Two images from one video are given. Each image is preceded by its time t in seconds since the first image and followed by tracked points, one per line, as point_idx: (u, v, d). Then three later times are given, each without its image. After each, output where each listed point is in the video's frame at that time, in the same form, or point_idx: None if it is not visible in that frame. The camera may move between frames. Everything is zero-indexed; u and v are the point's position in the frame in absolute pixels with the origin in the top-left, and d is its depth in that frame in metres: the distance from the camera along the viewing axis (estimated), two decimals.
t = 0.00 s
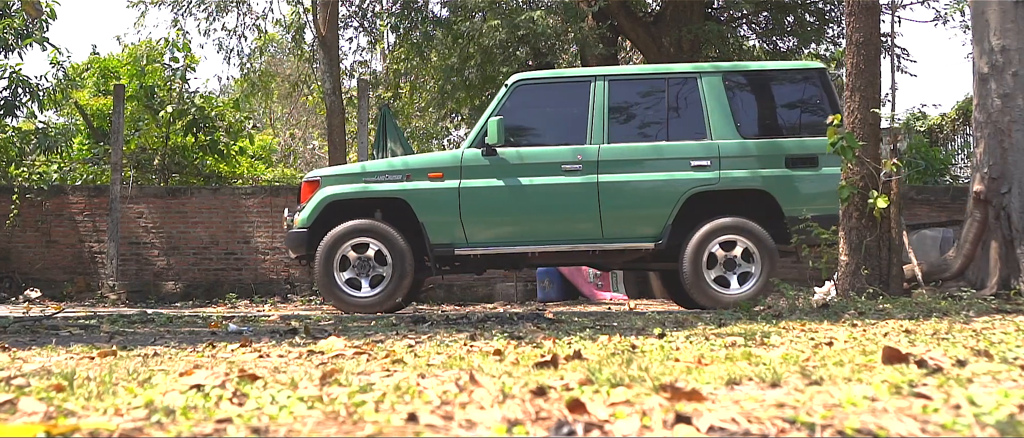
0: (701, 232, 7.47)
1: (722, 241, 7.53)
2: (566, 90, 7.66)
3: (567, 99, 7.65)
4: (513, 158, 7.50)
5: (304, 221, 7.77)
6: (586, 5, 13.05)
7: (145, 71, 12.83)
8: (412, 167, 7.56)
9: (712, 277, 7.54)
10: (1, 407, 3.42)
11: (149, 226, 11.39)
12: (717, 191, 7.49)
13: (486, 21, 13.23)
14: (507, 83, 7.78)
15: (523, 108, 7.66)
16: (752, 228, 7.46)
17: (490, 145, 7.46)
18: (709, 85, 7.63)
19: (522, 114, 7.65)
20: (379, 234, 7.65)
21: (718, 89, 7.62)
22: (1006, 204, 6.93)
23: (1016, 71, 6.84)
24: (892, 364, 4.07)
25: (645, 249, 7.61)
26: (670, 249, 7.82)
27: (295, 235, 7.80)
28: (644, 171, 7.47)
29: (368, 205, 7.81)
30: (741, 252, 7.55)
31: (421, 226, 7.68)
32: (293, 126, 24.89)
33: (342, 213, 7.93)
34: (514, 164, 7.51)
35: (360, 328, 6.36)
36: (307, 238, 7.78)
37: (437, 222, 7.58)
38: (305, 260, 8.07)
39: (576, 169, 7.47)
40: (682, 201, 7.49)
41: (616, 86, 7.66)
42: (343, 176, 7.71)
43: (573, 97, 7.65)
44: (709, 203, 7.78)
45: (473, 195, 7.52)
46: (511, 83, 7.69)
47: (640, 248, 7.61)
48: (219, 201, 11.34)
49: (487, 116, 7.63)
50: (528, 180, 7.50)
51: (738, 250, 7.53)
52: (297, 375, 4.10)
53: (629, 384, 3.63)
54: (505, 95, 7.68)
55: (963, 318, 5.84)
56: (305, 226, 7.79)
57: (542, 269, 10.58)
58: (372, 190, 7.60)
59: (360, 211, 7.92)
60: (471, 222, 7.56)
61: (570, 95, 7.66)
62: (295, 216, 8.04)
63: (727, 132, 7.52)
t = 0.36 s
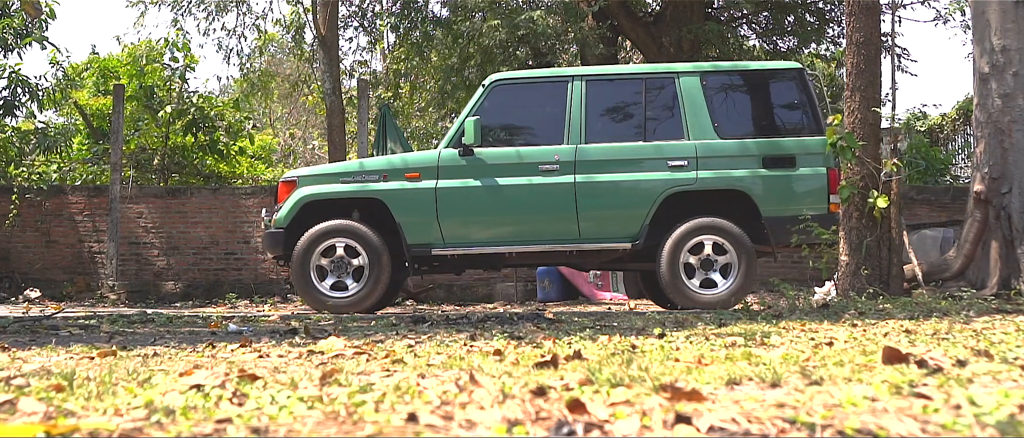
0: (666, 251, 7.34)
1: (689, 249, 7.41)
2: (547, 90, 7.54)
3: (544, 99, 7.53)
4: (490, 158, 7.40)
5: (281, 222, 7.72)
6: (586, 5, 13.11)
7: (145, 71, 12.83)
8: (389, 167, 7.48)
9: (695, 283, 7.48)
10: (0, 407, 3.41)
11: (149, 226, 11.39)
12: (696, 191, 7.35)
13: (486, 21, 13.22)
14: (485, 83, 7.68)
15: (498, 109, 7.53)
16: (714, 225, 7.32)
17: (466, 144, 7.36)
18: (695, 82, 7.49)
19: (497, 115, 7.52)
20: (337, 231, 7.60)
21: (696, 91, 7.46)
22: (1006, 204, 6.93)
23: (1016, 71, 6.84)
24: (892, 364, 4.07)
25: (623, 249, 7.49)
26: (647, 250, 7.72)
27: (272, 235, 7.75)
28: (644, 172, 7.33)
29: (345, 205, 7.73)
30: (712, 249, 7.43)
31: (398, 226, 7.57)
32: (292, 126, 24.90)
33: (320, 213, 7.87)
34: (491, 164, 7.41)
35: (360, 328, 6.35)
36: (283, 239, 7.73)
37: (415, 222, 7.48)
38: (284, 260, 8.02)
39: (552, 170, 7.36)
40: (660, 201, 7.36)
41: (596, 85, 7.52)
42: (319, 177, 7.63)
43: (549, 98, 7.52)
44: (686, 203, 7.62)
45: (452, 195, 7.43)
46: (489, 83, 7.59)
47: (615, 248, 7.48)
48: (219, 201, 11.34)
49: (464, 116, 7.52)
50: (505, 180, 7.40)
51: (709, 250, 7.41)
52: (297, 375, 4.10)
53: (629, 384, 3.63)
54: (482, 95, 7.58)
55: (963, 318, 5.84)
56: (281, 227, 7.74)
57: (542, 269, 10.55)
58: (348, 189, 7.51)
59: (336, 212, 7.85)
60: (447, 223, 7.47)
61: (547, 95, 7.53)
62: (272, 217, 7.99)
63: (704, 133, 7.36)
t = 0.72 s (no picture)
0: (645, 266, 7.35)
1: (665, 256, 7.42)
2: (529, 91, 7.54)
3: (524, 99, 7.53)
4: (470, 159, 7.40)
5: (261, 222, 7.71)
6: (586, 5, 13.12)
7: (145, 72, 12.83)
8: (369, 167, 7.48)
9: (684, 284, 7.51)
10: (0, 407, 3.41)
11: (149, 226, 11.39)
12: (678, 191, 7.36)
13: (485, 21, 13.21)
14: (464, 83, 7.67)
15: (478, 109, 7.53)
16: (685, 225, 7.33)
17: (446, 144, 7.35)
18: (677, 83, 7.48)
19: (476, 115, 7.52)
20: (308, 233, 7.60)
21: (676, 91, 7.45)
22: (1006, 204, 6.93)
23: (1016, 71, 6.84)
24: (892, 364, 4.07)
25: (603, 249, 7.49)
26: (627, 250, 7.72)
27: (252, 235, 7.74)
28: (637, 172, 7.33)
29: (326, 206, 7.73)
30: (686, 248, 7.44)
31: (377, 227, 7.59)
32: (292, 126, 24.91)
33: (300, 214, 7.86)
34: (472, 164, 7.41)
35: (360, 328, 6.35)
36: (263, 239, 7.72)
37: (395, 223, 7.49)
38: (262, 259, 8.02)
39: (533, 170, 7.37)
40: (641, 200, 7.36)
41: (591, 86, 7.53)
42: (299, 177, 7.62)
43: (529, 97, 7.52)
44: (667, 204, 7.61)
45: (433, 195, 7.43)
46: (469, 83, 7.58)
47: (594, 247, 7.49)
48: (219, 201, 11.34)
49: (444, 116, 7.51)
50: (485, 180, 7.40)
51: (686, 250, 7.41)
52: (297, 375, 4.10)
53: (629, 383, 3.63)
54: (462, 96, 7.57)
55: (963, 318, 5.84)
56: (261, 227, 7.73)
57: (542, 269, 10.52)
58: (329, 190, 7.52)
59: (316, 212, 7.84)
60: (428, 224, 7.48)
61: (529, 96, 7.53)
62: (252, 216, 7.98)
63: (684, 134, 7.36)
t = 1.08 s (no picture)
0: (630, 271, 7.35)
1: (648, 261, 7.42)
2: (513, 90, 7.55)
3: (510, 99, 7.54)
4: (454, 159, 7.41)
5: (245, 222, 7.71)
6: (586, 5, 13.08)
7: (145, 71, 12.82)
8: (354, 167, 7.49)
9: (676, 282, 7.49)
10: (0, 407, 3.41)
11: (149, 226, 11.38)
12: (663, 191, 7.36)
13: (485, 21, 13.22)
14: (449, 83, 7.69)
15: (464, 108, 7.55)
16: (667, 225, 7.33)
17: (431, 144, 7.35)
18: (664, 84, 7.50)
19: (462, 115, 7.54)
20: (290, 235, 7.60)
21: (661, 92, 7.46)
22: (1006, 204, 6.93)
23: (1016, 71, 6.83)
24: (892, 364, 4.07)
25: (587, 249, 7.49)
26: (613, 250, 7.73)
27: (237, 235, 7.74)
28: (623, 172, 7.33)
29: (311, 205, 7.73)
30: (665, 249, 7.43)
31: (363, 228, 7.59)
32: (292, 125, 24.90)
33: (285, 215, 7.86)
34: (455, 165, 7.41)
35: (360, 328, 6.35)
36: (247, 239, 7.72)
37: (380, 222, 7.49)
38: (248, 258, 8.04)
39: (517, 170, 7.37)
40: (625, 200, 7.36)
41: (589, 86, 7.53)
42: (284, 177, 7.62)
43: (514, 98, 7.53)
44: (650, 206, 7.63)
45: (416, 195, 7.43)
46: (453, 83, 7.61)
47: (580, 247, 7.49)
48: (219, 201, 11.34)
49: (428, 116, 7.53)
50: (475, 181, 7.40)
51: (670, 251, 7.41)
52: (297, 375, 4.10)
53: (628, 383, 3.63)
54: (447, 96, 7.59)
55: (963, 318, 5.84)
56: (245, 226, 7.72)
57: (541, 269, 10.51)
58: (312, 189, 7.52)
59: (301, 212, 7.84)
60: (413, 224, 7.48)
61: (514, 96, 7.54)
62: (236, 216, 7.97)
63: (669, 134, 7.37)
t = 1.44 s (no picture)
0: (621, 272, 7.36)
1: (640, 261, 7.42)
2: (504, 90, 7.56)
3: (504, 99, 7.55)
4: (445, 158, 7.42)
5: (236, 221, 7.72)
6: (586, 5, 13.12)
7: (145, 71, 12.83)
8: (345, 167, 7.49)
9: (671, 280, 7.52)
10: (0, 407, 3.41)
11: (149, 226, 11.38)
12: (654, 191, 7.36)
13: (485, 21, 13.22)
14: (441, 83, 7.70)
15: (458, 108, 7.56)
16: (658, 226, 7.33)
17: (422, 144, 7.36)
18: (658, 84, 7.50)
19: (456, 115, 7.54)
20: (281, 236, 7.60)
21: (653, 93, 7.47)
22: (1006, 204, 6.93)
23: (1016, 71, 6.83)
24: (892, 364, 4.07)
25: (578, 249, 7.49)
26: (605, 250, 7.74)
27: (228, 235, 7.75)
28: (615, 172, 7.33)
29: (302, 205, 7.74)
30: (654, 251, 7.44)
31: (354, 228, 7.59)
32: (292, 125, 24.91)
33: (277, 215, 7.88)
34: (447, 165, 7.42)
35: (360, 328, 6.35)
36: (239, 239, 7.73)
37: (371, 222, 7.49)
38: (240, 259, 8.05)
39: (509, 169, 7.37)
40: (616, 200, 7.36)
41: (586, 86, 7.53)
42: (276, 177, 7.62)
43: (507, 98, 7.54)
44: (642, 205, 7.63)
45: (408, 194, 7.44)
46: (444, 83, 7.62)
47: (572, 247, 7.49)
48: (219, 201, 11.35)
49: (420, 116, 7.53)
50: (476, 180, 7.39)
51: (661, 250, 7.42)
52: (297, 375, 4.10)
53: (628, 383, 3.63)
54: (438, 96, 7.60)
55: (963, 318, 5.84)
56: (236, 226, 7.73)
57: (542, 270, 10.51)
58: (302, 189, 7.53)
59: (292, 212, 7.85)
60: (405, 223, 7.48)
61: (505, 96, 7.55)
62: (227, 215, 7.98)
63: (662, 134, 7.37)
